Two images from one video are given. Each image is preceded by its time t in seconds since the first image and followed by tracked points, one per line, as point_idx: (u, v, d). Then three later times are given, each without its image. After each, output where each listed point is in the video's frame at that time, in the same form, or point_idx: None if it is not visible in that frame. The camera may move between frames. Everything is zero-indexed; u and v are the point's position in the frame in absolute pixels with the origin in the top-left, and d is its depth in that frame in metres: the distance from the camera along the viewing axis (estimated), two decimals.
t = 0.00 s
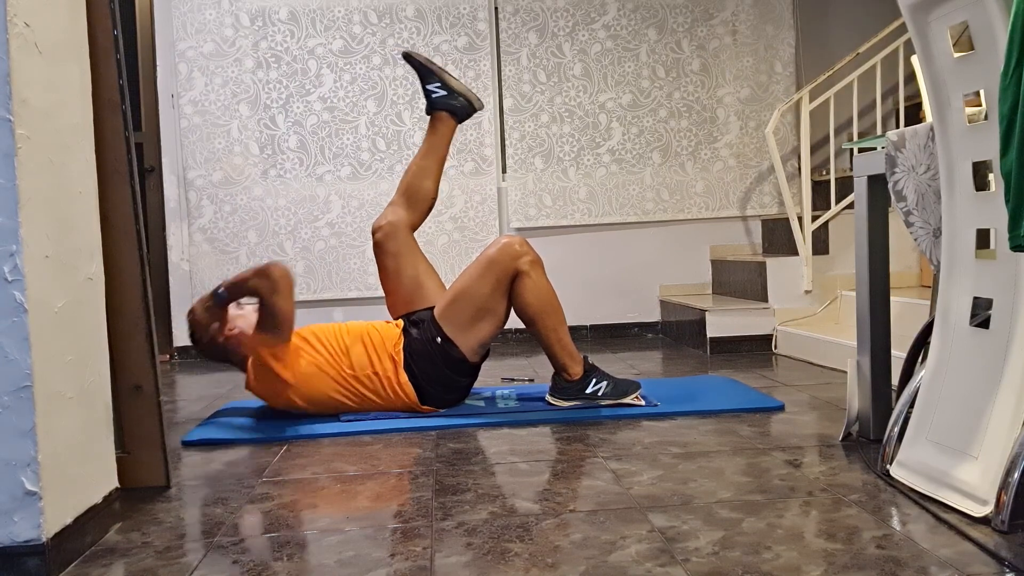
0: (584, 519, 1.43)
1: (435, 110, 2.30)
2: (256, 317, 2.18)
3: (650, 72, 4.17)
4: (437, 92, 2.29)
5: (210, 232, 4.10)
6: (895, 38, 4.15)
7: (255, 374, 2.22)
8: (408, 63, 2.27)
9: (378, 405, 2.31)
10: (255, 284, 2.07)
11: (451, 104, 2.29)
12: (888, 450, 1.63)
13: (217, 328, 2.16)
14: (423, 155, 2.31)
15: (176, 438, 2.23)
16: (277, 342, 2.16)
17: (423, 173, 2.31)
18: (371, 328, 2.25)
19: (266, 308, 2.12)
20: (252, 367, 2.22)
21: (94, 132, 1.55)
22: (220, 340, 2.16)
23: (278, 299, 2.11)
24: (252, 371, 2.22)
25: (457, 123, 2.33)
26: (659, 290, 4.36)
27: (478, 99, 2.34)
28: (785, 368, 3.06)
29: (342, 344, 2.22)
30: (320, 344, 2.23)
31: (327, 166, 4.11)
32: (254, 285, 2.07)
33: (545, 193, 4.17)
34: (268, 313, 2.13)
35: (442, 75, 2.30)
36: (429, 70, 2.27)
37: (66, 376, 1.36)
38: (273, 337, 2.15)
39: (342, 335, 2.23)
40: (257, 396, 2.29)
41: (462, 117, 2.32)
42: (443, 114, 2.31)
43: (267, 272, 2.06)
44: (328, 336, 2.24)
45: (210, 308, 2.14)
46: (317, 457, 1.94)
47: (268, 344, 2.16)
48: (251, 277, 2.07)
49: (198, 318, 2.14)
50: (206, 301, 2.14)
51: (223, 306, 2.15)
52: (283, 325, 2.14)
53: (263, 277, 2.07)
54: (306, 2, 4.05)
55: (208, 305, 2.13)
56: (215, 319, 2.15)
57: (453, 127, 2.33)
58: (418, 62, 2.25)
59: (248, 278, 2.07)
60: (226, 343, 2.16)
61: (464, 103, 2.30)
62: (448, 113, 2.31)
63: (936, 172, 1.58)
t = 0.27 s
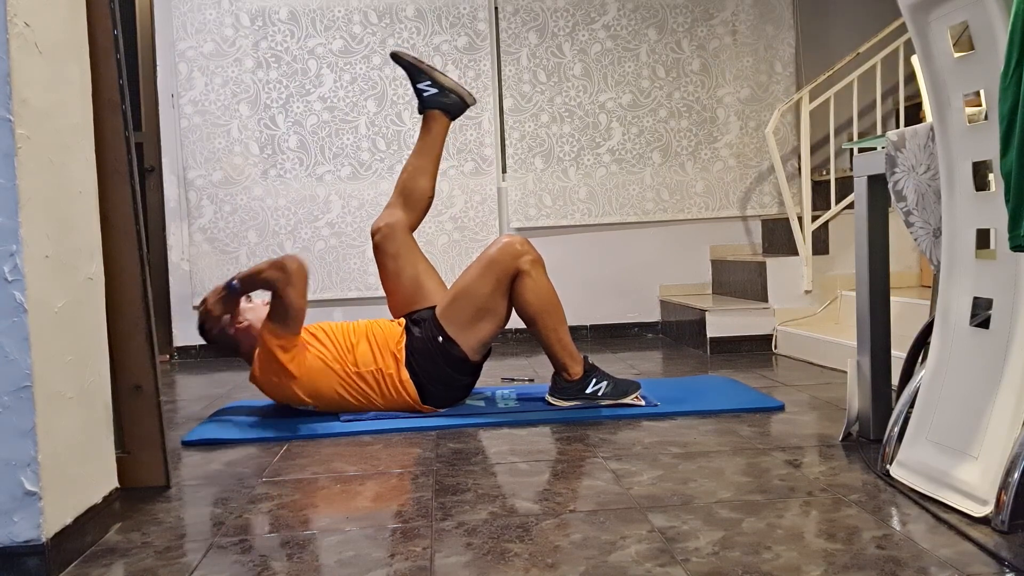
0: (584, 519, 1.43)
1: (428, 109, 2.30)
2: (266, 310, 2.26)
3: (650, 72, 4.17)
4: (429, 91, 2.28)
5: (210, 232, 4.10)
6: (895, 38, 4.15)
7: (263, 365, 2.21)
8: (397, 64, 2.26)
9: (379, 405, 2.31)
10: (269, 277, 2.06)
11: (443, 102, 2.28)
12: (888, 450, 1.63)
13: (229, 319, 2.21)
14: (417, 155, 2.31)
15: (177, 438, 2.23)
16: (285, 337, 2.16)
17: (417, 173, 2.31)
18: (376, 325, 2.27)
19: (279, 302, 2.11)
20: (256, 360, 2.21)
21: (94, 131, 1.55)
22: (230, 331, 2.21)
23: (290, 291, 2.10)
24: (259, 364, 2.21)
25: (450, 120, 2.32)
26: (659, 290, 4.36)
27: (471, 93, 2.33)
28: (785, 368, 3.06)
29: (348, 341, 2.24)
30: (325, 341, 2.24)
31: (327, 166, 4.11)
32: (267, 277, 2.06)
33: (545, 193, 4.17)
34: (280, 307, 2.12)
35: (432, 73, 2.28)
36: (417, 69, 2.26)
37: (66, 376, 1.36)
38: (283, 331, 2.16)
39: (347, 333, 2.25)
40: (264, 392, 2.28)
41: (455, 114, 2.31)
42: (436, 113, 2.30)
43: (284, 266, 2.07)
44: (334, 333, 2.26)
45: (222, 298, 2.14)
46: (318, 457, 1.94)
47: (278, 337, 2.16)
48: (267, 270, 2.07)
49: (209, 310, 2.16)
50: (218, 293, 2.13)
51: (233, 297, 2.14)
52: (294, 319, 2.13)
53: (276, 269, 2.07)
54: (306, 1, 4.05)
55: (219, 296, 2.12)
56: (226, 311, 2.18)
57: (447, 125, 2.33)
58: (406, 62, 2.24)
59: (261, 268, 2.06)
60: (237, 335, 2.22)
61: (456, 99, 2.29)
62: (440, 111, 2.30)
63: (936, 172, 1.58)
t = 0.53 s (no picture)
0: (584, 518, 1.43)
1: (438, 108, 2.30)
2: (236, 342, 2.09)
3: (650, 72, 4.17)
4: (441, 91, 2.29)
5: (210, 232, 4.10)
6: (896, 38, 4.15)
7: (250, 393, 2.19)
8: (412, 62, 2.28)
9: (378, 405, 2.31)
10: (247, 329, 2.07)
11: (454, 102, 2.29)
12: (888, 450, 1.63)
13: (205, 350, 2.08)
14: (425, 155, 2.32)
15: (176, 438, 2.23)
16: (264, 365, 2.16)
17: (425, 172, 2.32)
18: (371, 330, 2.24)
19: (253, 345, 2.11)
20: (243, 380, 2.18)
21: (94, 131, 1.55)
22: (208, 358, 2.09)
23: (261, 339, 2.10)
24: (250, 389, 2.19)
25: (460, 122, 2.32)
26: (659, 290, 4.36)
27: (482, 98, 2.34)
28: (785, 368, 3.06)
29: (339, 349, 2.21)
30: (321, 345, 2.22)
31: (327, 166, 4.11)
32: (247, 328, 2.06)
33: (545, 193, 4.17)
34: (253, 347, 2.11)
35: (446, 75, 2.31)
36: (432, 68, 2.27)
37: (66, 376, 1.36)
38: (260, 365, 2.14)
39: (341, 338, 2.22)
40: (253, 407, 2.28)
41: (465, 116, 2.32)
42: (446, 113, 2.30)
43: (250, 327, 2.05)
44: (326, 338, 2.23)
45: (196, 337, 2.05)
46: (317, 457, 1.94)
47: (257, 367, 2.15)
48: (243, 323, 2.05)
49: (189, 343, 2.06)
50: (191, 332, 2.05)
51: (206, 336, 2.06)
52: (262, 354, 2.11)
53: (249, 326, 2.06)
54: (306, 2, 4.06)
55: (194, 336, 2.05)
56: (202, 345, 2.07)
57: (456, 127, 2.33)
58: (422, 60, 2.26)
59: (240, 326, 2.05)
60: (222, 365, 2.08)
61: (467, 102, 2.30)
62: (450, 112, 2.30)
63: (936, 172, 1.58)
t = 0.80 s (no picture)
0: (584, 519, 1.43)
1: (434, 107, 2.30)
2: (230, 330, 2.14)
3: (650, 72, 4.17)
4: (436, 89, 2.28)
5: (210, 232, 4.10)
6: (895, 38, 4.15)
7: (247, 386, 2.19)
8: (405, 59, 2.25)
9: (378, 405, 2.31)
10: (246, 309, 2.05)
11: (450, 100, 2.29)
12: (888, 450, 1.63)
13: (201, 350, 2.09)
14: (421, 154, 2.31)
15: (176, 438, 2.23)
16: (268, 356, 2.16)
17: (422, 171, 2.31)
18: (370, 331, 2.23)
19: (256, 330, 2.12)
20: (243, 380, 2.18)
21: (94, 132, 1.55)
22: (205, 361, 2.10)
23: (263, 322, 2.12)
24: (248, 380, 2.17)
25: (456, 119, 2.33)
26: (659, 290, 4.36)
27: (476, 94, 2.34)
28: (785, 368, 3.06)
29: (338, 350, 2.20)
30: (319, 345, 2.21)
31: (327, 166, 4.11)
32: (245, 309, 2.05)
33: (545, 193, 4.17)
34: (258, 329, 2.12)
35: (440, 72, 2.29)
36: (427, 66, 2.26)
37: (66, 376, 1.36)
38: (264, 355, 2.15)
39: (340, 338, 2.22)
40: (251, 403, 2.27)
41: (460, 113, 2.32)
42: (442, 111, 2.30)
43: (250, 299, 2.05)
44: (325, 338, 2.22)
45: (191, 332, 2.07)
46: (318, 457, 1.94)
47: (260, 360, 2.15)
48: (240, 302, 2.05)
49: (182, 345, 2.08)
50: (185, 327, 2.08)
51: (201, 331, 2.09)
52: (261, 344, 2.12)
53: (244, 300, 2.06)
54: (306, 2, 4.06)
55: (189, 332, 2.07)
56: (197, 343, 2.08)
57: (452, 124, 2.33)
58: (417, 59, 2.24)
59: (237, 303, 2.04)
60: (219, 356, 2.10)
61: (463, 99, 2.30)
62: (446, 110, 2.30)
63: (936, 172, 1.58)
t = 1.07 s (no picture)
0: (584, 519, 1.43)
1: (407, 104, 2.29)
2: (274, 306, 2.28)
3: (650, 72, 4.17)
4: (407, 87, 2.27)
5: (210, 232, 4.10)
6: (895, 38, 4.15)
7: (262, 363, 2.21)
8: (371, 61, 2.24)
9: (378, 405, 2.31)
10: (283, 264, 2.15)
11: (422, 96, 2.28)
12: (888, 450, 1.63)
13: (234, 312, 2.22)
14: (400, 154, 2.30)
15: (177, 438, 2.23)
16: (292, 328, 2.18)
17: (404, 170, 2.30)
18: (374, 326, 2.26)
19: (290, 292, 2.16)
20: (258, 356, 2.21)
21: (94, 131, 1.55)
22: (233, 326, 2.22)
23: (298, 286, 2.16)
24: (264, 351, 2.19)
25: (431, 113, 2.32)
26: (659, 290, 4.36)
27: (449, 85, 2.32)
28: (785, 368, 3.06)
29: (344, 345, 2.22)
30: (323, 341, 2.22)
31: (327, 166, 4.11)
32: (282, 265, 2.15)
33: (545, 193, 4.17)
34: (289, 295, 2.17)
35: (407, 68, 2.27)
36: (393, 65, 2.24)
37: (66, 376, 1.36)
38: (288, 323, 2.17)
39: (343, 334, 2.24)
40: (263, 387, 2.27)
41: (435, 107, 2.31)
42: (417, 107, 2.29)
43: (300, 255, 2.17)
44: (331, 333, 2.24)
45: (231, 290, 2.22)
46: (318, 457, 1.94)
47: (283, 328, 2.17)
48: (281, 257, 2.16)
49: (214, 303, 2.21)
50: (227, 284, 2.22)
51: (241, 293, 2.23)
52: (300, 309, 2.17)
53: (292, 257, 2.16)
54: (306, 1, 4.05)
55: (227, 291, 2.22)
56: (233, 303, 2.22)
57: (428, 118, 2.31)
58: (382, 59, 2.23)
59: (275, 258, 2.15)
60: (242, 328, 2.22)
61: (435, 93, 2.28)
62: (420, 106, 2.29)
63: (936, 172, 1.58)
